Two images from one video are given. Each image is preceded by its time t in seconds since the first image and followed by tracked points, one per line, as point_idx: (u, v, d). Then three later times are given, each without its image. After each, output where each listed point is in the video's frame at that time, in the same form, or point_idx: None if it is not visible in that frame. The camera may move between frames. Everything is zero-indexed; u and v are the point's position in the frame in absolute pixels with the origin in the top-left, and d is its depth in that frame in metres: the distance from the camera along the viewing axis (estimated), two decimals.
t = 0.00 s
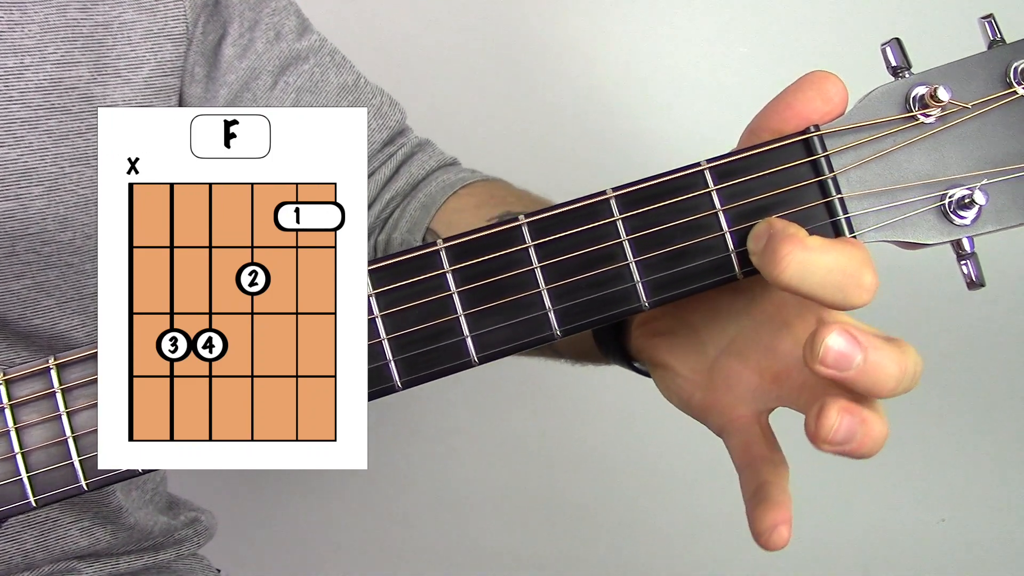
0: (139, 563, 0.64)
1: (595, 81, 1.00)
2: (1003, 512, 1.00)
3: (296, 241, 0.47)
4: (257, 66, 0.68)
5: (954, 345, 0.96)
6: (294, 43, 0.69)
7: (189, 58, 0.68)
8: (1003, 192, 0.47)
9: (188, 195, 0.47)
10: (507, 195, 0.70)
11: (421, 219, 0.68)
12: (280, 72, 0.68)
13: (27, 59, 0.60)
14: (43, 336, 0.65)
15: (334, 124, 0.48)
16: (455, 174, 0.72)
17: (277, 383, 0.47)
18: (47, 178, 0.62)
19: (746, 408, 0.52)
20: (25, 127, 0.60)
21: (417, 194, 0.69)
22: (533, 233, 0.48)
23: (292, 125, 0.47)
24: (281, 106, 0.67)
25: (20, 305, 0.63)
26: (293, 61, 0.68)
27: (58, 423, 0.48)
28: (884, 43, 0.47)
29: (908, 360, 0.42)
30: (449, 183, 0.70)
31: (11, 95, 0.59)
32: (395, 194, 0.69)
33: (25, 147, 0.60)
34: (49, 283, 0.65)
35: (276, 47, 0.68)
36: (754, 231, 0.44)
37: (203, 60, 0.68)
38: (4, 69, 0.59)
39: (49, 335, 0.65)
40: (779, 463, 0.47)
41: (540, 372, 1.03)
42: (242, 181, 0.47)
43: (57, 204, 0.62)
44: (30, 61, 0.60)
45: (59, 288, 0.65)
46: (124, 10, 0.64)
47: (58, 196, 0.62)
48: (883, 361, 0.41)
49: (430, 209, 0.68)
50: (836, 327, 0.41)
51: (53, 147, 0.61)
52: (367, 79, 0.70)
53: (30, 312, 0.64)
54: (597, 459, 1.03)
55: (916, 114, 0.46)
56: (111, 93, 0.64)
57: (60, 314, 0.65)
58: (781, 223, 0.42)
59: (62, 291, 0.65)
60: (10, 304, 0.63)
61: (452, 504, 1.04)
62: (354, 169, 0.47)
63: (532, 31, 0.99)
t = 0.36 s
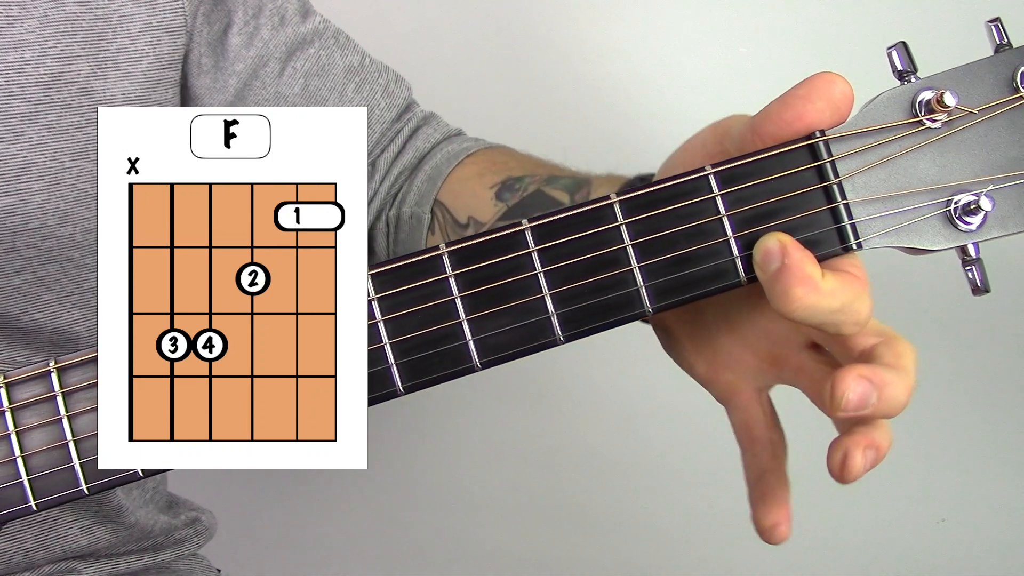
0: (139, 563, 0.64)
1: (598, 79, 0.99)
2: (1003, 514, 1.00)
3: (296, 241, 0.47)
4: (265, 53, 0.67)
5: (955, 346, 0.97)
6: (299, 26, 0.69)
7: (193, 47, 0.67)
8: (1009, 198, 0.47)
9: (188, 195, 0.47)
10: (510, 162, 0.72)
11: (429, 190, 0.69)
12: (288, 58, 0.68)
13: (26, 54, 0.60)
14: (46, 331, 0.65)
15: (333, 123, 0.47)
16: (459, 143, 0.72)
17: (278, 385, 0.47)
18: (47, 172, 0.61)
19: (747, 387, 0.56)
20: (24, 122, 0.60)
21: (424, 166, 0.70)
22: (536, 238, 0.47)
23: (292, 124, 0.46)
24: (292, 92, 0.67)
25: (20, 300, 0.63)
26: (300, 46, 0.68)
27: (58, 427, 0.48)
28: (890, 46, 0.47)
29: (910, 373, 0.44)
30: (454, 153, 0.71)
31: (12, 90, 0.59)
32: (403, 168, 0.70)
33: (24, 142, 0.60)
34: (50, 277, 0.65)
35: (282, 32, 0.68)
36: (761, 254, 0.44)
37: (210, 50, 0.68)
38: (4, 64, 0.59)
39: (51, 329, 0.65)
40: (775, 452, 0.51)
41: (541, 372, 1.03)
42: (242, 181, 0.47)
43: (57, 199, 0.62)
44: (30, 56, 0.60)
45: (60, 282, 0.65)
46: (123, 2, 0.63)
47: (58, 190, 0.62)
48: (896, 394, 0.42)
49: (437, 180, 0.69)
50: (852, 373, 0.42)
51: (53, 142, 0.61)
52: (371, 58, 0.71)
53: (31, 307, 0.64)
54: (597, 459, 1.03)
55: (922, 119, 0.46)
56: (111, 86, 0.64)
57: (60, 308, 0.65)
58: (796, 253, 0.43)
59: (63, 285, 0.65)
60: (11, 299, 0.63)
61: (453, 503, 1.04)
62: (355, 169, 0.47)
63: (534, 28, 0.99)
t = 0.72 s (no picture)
0: (139, 563, 0.65)
1: (597, 79, 0.99)
2: (1000, 513, 1.01)
3: (296, 241, 0.47)
4: (267, 47, 0.69)
5: (952, 346, 0.97)
6: (299, 20, 0.70)
7: (193, 42, 0.68)
8: (1006, 199, 0.47)
9: (188, 195, 0.47)
10: (502, 132, 0.74)
11: (424, 172, 0.71)
12: (289, 51, 0.69)
13: (26, 52, 0.60)
14: (46, 331, 0.65)
15: (333, 123, 0.47)
16: (452, 126, 0.74)
17: (278, 385, 0.47)
18: (46, 170, 0.61)
19: (728, 346, 0.60)
20: (24, 121, 0.60)
21: (419, 150, 0.72)
22: (536, 238, 0.48)
23: (292, 125, 0.47)
24: (294, 86, 0.69)
25: (23, 299, 0.64)
26: (301, 39, 0.70)
27: (59, 427, 0.48)
28: (888, 48, 0.47)
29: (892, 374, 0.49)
30: (447, 134, 0.73)
31: (11, 89, 0.59)
32: (401, 154, 0.71)
33: (24, 141, 0.60)
34: (50, 275, 0.65)
35: (282, 26, 0.69)
36: (763, 258, 0.44)
37: (210, 47, 0.68)
38: (3, 63, 0.59)
39: (52, 328, 0.65)
40: (752, 422, 0.58)
41: (540, 372, 1.03)
42: (242, 181, 0.47)
43: (57, 197, 0.62)
44: (29, 54, 0.60)
45: (60, 280, 0.65)
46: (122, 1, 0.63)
47: (58, 188, 0.62)
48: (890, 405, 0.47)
49: (432, 161, 0.71)
50: (855, 411, 0.45)
51: (52, 141, 0.61)
52: (370, 50, 0.72)
53: (32, 305, 0.64)
54: (596, 460, 1.03)
55: (920, 120, 0.46)
56: (109, 85, 0.64)
57: (61, 306, 0.65)
58: (803, 262, 0.44)
59: (63, 283, 0.65)
60: (10, 297, 0.63)
61: (452, 503, 1.04)
62: (355, 169, 0.47)
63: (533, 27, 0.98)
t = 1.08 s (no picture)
0: (139, 562, 0.65)
1: (597, 78, 0.99)
2: (1000, 513, 1.00)
3: (296, 241, 0.47)
4: (264, 50, 0.69)
5: (954, 346, 0.97)
6: (297, 24, 0.70)
7: (191, 46, 0.67)
8: (1009, 200, 0.47)
9: (188, 195, 0.47)
10: (498, 138, 0.74)
11: (420, 177, 0.71)
12: (286, 55, 0.69)
13: (25, 54, 0.60)
14: (45, 332, 0.65)
15: (332, 123, 0.46)
16: (449, 132, 0.74)
17: (278, 386, 0.47)
18: (45, 172, 0.61)
19: (731, 347, 0.60)
20: (24, 123, 0.60)
21: (415, 156, 0.72)
22: (537, 239, 0.47)
23: (292, 124, 0.46)
24: (290, 89, 0.69)
25: (21, 301, 0.64)
26: (300, 42, 0.70)
27: (59, 427, 0.48)
28: (890, 48, 0.47)
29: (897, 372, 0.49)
30: (444, 140, 0.73)
31: (11, 90, 0.59)
32: (397, 159, 0.72)
33: (23, 143, 0.60)
34: (49, 277, 0.65)
35: (280, 29, 0.69)
36: (766, 262, 0.44)
37: (208, 49, 0.68)
38: (3, 65, 0.59)
39: (50, 330, 0.65)
40: (753, 424, 0.58)
41: (541, 372, 1.03)
42: (242, 181, 0.47)
43: (56, 199, 0.62)
44: (28, 56, 0.60)
45: (60, 282, 0.65)
46: (121, 3, 0.63)
47: (57, 190, 0.62)
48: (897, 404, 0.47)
49: (428, 166, 0.71)
50: (859, 408, 0.45)
51: (52, 143, 0.61)
52: (368, 55, 0.72)
53: (31, 307, 0.64)
54: (596, 460, 1.03)
55: (922, 120, 0.46)
56: (109, 86, 0.63)
57: (60, 308, 0.65)
58: (805, 265, 0.44)
59: (63, 285, 0.65)
60: (9, 300, 0.63)
61: (453, 503, 1.04)
62: (355, 169, 0.47)
63: (533, 26, 0.98)
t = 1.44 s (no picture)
0: (139, 562, 0.64)
1: (596, 78, 0.99)
2: (1003, 512, 1.00)
3: (295, 240, 0.47)
4: (260, 54, 0.69)
5: (955, 345, 0.96)
6: (293, 29, 0.70)
7: (187, 49, 0.67)
8: (1008, 196, 0.46)
9: (188, 195, 0.47)
10: (492, 148, 0.74)
11: (414, 185, 0.70)
12: (282, 60, 0.69)
13: (23, 56, 0.60)
14: (43, 333, 0.65)
15: (333, 123, 0.47)
16: (444, 139, 0.74)
17: (278, 385, 0.47)
18: (44, 174, 0.61)
19: (741, 351, 0.60)
20: (22, 124, 0.60)
21: (409, 164, 0.71)
22: (534, 237, 0.47)
23: (292, 124, 0.46)
24: (285, 94, 0.69)
25: (20, 302, 0.64)
26: (295, 47, 0.70)
27: (57, 426, 0.48)
28: (888, 44, 0.47)
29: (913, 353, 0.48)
30: (438, 148, 0.72)
31: (9, 92, 0.60)
32: (391, 166, 0.70)
33: (21, 144, 0.60)
34: (48, 279, 0.65)
35: (276, 34, 0.70)
36: (764, 262, 0.44)
37: (204, 53, 0.68)
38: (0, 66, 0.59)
39: (49, 332, 0.65)
40: (772, 421, 0.56)
41: (542, 372, 1.03)
42: (242, 181, 0.47)
43: (56, 200, 0.62)
44: (27, 57, 0.60)
45: (59, 283, 0.65)
46: (120, 5, 0.64)
47: (55, 192, 0.62)
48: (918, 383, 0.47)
49: (421, 175, 0.70)
50: (884, 389, 0.45)
51: (50, 144, 0.61)
52: (364, 61, 0.72)
53: (30, 309, 0.64)
54: (597, 460, 1.03)
55: (920, 116, 0.45)
56: (107, 88, 0.64)
57: (59, 310, 0.65)
58: (801, 259, 0.44)
59: (62, 287, 0.65)
60: (8, 301, 0.63)
61: (454, 503, 1.04)
62: (355, 169, 0.47)
63: (531, 26, 0.98)
